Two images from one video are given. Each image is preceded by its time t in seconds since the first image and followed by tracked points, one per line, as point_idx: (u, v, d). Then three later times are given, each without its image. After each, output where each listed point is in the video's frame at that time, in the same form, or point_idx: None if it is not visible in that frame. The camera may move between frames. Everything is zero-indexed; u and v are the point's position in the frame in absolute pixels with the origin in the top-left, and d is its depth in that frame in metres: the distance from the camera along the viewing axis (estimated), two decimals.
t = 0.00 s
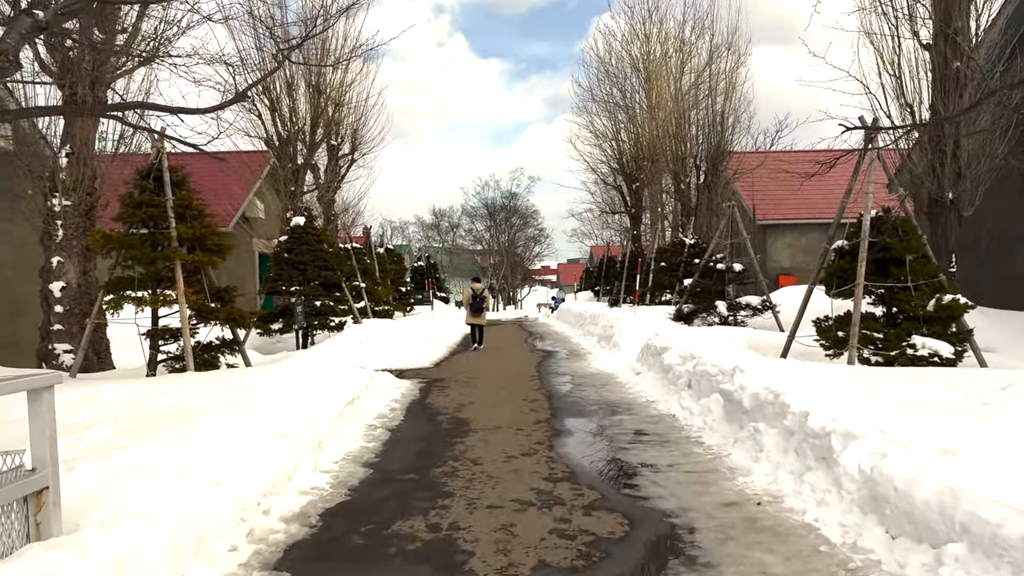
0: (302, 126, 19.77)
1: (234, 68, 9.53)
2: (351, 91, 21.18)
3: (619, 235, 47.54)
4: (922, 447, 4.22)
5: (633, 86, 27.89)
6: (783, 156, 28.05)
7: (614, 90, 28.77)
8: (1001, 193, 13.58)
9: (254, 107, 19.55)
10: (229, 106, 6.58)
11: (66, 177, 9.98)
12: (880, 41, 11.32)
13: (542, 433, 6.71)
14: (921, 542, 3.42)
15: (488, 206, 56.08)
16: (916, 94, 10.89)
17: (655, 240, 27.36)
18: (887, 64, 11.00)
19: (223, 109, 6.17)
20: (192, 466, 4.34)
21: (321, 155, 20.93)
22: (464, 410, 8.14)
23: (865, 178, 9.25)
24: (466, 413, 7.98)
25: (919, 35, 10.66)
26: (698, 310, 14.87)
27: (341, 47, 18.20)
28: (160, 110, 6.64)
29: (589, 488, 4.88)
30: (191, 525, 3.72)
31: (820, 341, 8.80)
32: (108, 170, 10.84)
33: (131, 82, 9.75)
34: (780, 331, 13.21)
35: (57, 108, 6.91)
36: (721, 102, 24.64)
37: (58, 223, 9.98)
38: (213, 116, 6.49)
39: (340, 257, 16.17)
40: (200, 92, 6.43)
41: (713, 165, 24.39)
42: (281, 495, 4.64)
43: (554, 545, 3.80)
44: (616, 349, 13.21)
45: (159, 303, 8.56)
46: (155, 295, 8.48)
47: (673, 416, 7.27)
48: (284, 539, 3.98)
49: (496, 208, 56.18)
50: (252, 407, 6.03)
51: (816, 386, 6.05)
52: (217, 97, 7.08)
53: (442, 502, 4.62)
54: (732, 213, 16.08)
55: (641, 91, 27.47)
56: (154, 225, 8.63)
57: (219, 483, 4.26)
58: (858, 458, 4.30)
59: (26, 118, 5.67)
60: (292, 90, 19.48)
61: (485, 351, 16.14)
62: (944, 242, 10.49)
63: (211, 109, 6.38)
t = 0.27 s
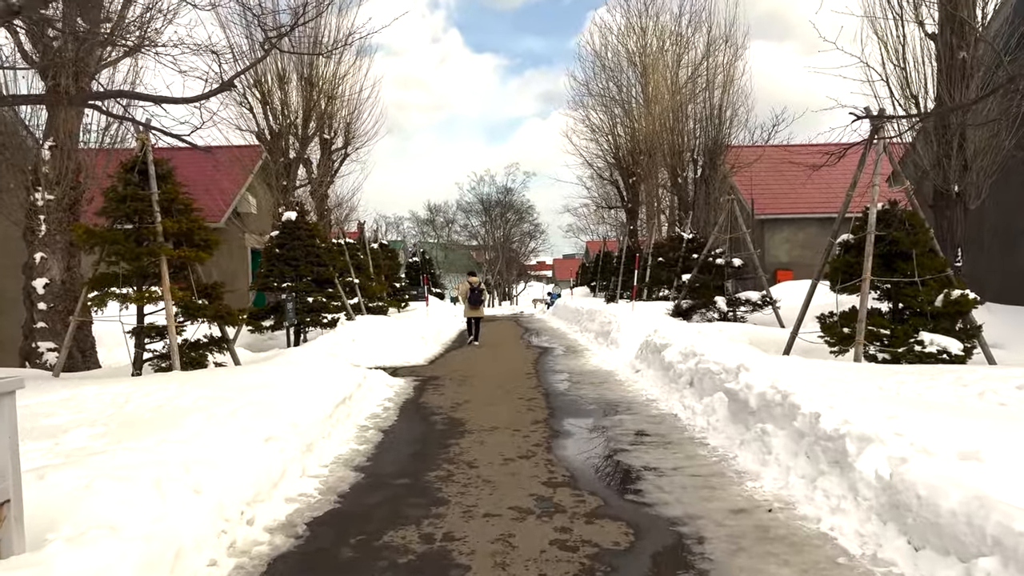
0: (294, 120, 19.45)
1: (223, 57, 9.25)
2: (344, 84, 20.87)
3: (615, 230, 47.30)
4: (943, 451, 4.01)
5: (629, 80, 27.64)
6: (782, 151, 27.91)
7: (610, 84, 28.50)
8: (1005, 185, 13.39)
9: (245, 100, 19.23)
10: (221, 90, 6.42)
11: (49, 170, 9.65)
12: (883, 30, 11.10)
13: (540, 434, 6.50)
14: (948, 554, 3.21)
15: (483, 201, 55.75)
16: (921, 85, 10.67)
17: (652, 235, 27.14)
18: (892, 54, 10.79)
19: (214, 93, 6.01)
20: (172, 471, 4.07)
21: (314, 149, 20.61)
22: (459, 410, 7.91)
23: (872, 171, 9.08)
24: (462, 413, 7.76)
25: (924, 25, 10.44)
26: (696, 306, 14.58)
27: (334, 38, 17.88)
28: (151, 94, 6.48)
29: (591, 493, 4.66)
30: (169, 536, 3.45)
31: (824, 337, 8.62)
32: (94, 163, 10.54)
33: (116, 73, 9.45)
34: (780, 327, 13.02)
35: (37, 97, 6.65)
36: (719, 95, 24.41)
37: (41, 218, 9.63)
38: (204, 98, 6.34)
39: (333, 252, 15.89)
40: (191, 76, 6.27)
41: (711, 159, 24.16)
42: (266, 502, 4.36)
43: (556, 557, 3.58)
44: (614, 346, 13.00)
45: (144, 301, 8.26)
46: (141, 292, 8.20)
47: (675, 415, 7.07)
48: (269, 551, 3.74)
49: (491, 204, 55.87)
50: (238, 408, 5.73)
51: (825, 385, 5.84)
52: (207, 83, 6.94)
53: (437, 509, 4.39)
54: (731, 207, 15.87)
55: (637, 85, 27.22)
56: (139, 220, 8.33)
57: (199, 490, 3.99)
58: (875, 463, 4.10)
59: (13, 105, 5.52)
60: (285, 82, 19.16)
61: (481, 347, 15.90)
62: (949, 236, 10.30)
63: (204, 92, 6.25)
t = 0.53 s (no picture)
0: (289, 114, 19.15)
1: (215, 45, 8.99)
2: (340, 77, 20.57)
3: (615, 226, 47.02)
4: (968, 452, 3.77)
5: (629, 74, 27.34)
6: (785, 145, 27.63)
7: (609, 78, 28.20)
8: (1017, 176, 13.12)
9: (240, 93, 18.95)
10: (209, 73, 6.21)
11: (34, 162, 9.39)
12: (891, 18, 10.83)
13: (539, 433, 6.25)
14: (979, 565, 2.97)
15: (482, 197, 55.42)
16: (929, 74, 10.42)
17: (652, 230, 26.88)
18: (900, 42, 10.52)
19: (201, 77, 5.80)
20: (147, 475, 3.81)
21: (310, 143, 20.33)
22: (456, 408, 7.67)
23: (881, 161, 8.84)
24: (458, 411, 7.52)
25: (934, 12, 10.18)
26: (698, 301, 14.45)
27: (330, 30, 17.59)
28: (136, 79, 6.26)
29: (593, 496, 4.43)
30: (140, 547, 3.20)
31: (832, 333, 8.39)
32: (81, 155, 10.26)
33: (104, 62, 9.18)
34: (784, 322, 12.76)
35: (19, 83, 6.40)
36: (719, 89, 24.13)
37: (27, 211, 9.39)
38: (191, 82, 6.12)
39: (328, 247, 15.63)
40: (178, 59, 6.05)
41: (712, 153, 23.89)
42: (248, 507, 4.11)
43: (556, 567, 3.35)
44: (615, 342, 12.75)
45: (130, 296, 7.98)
46: (127, 287, 7.93)
47: (678, 413, 6.83)
48: (250, 560, 3.50)
49: (490, 200, 55.53)
50: (222, 407, 5.48)
51: (837, 382, 5.60)
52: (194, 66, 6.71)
53: (430, 514, 4.16)
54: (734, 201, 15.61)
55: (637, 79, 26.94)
56: (125, 212, 8.05)
57: (175, 495, 3.74)
58: (894, 464, 3.87)
59: None
60: (279, 75, 18.87)
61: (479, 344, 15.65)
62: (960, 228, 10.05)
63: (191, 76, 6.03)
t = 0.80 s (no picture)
0: (286, 106, 18.81)
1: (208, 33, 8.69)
2: (338, 68, 20.24)
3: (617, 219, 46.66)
4: (1000, 463, 3.54)
5: (632, 65, 26.95)
6: (790, 138, 27.31)
7: (612, 70, 27.82)
8: None
9: (237, 85, 18.63)
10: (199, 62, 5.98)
11: (24, 154, 9.11)
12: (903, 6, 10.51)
13: (540, 436, 6.01)
14: None
15: (483, 191, 55.05)
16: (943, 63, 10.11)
17: (654, 224, 26.56)
18: (913, 30, 10.21)
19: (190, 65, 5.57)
20: (122, 488, 3.57)
21: (308, 135, 20.01)
22: (455, 408, 7.44)
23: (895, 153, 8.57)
24: (457, 412, 7.27)
25: None
26: (702, 297, 14.21)
27: (328, 20, 17.27)
28: (124, 68, 6.05)
29: (599, 507, 4.20)
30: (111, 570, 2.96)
31: (843, 331, 8.13)
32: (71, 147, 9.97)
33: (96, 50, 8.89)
34: (791, 318, 12.50)
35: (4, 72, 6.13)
36: (724, 80, 23.76)
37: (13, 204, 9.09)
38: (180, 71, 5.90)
39: (327, 241, 15.37)
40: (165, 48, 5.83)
41: (716, 145, 23.55)
42: (232, 520, 3.87)
43: None
44: (618, 339, 12.49)
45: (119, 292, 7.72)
46: (115, 283, 7.67)
47: (685, 415, 6.58)
48: None
49: (491, 193, 55.14)
50: (210, 410, 5.23)
51: (854, 385, 5.34)
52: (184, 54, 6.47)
53: (427, 527, 3.92)
54: (739, 194, 15.32)
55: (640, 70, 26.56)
56: (114, 206, 7.75)
57: (151, 509, 3.50)
58: (921, 477, 3.63)
59: None
60: (277, 66, 18.55)
61: (480, 340, 15.39)
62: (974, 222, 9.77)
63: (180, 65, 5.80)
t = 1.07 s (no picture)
0: (286, 100, 18.52)
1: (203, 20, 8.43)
2: (339, 61, 19.96)
3: (620, 215, 46.35)
4: None
5: (636, 59, 26.63)
6: (796, 133, 27.00)
7: (616, 64, 27.49)
8: None
9: (236, 78, 18.37)
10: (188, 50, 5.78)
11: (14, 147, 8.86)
12: None
13: (545, 437, 5.77)
14: None
15: (486, 187, 54.74)
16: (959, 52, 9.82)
17: (659, 220, 26.27)
18: (928, 18, 9.92)
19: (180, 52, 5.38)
20: (98, 494, 3.33)
21: (309, 129, 19.75)
22: (457, 407, 7.20)
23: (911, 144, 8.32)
24: (458, 411, 7.03)
25: None
26: (708, 293, 13.92)
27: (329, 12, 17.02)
28: (112, 54, 5.84)
29: (609, 513, 3.97)
30: None
31: (857, 328, 7.88)
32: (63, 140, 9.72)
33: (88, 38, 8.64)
34: (800, 315, 12.23)
35: None
36: (730, 74, 23.44)
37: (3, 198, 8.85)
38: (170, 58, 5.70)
39: (327, 237, 15.14)
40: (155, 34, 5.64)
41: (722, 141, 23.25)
42: (217, 528, 3.63)
43: None
44: (623, 336, 12.23)
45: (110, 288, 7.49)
46: (106, 278, 7.43)
47: (695, 415, 6.33)
48: None
49: (494, 190, 54.81)
50: (199, 410, 5.00)
51: (875, 384, 5.09)
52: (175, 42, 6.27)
53: (426, 535, 3.69)
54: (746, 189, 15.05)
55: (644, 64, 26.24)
56: (106, 199, 7.51)
57: (130, 517, 3.27)
58: (957, 483, 3.37)
59: None
60: (277, 60, 18.28)
61: (482, 337, 15.14)
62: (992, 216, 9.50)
63: (169, 52, 5.61)
